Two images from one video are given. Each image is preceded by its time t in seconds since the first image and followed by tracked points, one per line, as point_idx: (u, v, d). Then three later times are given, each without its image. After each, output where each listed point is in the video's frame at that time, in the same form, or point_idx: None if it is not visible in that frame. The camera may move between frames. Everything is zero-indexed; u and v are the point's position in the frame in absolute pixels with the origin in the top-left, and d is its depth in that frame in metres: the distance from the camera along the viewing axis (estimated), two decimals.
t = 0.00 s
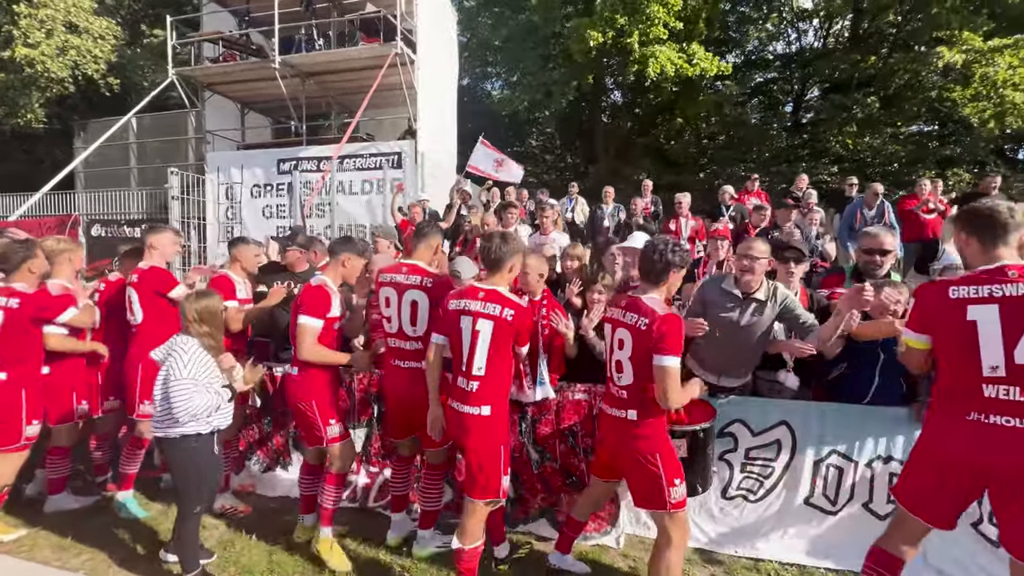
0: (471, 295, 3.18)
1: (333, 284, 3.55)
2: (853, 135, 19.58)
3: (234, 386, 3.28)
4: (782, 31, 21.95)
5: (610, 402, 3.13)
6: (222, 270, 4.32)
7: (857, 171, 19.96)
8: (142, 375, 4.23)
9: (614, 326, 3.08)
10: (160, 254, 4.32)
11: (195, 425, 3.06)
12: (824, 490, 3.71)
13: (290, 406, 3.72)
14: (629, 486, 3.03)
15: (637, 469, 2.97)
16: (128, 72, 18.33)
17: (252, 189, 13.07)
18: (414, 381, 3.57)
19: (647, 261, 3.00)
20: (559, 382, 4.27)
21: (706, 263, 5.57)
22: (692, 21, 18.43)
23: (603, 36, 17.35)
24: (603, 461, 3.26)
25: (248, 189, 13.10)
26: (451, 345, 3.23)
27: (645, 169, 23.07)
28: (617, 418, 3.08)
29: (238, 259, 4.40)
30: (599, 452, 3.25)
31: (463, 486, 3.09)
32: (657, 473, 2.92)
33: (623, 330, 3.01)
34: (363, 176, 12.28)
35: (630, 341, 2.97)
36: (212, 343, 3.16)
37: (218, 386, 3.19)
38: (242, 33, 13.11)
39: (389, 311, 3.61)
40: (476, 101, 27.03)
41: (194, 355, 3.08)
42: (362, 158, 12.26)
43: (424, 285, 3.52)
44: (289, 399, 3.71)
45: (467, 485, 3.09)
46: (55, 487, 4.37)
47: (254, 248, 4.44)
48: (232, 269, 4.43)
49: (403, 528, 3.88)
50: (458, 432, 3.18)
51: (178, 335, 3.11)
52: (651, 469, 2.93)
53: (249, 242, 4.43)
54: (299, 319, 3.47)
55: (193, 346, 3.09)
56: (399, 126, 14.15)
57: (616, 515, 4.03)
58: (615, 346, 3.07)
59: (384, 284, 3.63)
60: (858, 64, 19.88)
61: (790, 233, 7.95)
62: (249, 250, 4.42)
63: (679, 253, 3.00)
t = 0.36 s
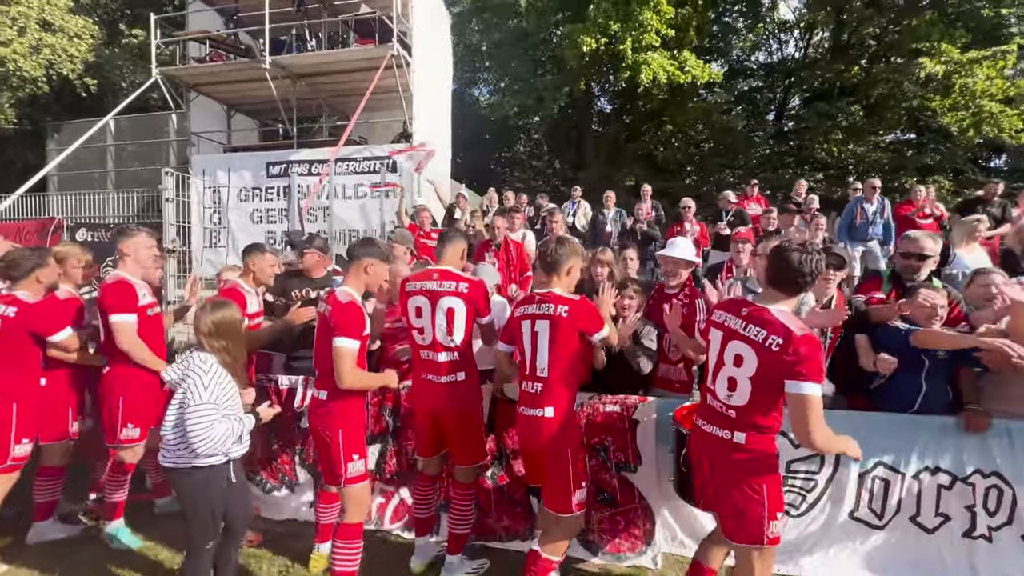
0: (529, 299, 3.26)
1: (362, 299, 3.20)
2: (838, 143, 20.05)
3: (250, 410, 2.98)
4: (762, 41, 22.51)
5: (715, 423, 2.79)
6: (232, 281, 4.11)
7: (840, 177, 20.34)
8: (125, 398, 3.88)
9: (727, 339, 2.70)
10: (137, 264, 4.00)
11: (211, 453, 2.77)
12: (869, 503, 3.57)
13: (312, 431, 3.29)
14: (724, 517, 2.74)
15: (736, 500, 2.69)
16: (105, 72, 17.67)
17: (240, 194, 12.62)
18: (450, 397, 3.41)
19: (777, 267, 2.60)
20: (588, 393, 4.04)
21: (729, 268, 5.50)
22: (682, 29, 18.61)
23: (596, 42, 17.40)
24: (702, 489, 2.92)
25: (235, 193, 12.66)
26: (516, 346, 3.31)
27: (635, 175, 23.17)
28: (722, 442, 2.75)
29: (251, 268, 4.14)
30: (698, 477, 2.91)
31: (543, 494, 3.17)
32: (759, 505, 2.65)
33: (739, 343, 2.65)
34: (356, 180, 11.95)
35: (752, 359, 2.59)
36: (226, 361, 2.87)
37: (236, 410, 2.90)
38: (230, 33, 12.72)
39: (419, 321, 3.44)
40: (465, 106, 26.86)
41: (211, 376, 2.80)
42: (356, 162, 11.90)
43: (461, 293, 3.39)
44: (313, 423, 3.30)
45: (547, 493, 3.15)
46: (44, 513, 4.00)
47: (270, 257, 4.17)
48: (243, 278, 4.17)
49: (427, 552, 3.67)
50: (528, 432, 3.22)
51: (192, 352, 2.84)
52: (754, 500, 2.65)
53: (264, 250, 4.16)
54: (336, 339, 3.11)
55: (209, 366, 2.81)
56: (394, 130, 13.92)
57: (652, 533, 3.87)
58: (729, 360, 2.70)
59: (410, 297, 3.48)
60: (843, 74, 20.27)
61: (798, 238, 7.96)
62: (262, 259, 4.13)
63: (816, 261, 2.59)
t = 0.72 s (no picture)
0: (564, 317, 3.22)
1: (390, 328, 2.76)
2: (785, 163, 20.58)
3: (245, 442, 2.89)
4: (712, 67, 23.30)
5: (791, 449, 2.77)
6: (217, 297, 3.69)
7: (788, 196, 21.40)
8: (49, 438, 3.45)
9: (796, 359, 2.72)
10: (80, 283, 3.53)
11: (207, 499, 2.69)
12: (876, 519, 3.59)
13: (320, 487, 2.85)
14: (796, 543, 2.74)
15: (817, 527, 2.66)
16: (39, 74, 16.37)
17: (194, 205, 11.66)
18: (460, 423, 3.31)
19: (819, 285, 2.72)
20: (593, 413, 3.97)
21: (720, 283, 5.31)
22: (643, 52, 19.32)
23: (563, 61, 17.79)
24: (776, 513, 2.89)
25: (188, 205, 11.65)
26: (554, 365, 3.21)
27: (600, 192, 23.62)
28: (797, 465, 2.74)
29: (238, 284, 3.76)
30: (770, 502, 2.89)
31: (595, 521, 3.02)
32: (840, 532, 2.62)
33: (814, 359, 2.67)
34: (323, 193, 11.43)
35: (833, 376, 2.62)
36: (219, 394, 2.75)
37: (232, 447, 2.81)
38: (187, 37, 12.09)
39: (426, 344, 3.38)
40: (430, 121, 26.72)
41: (203, 414, 2.68)
42: (324, 174, 11.47)
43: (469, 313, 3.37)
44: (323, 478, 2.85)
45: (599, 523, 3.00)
46: None
47: (260, 270, 3.86)
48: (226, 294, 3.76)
49: None
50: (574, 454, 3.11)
51: (180, 388, 2.70)
52: (834, 525, 2.63)
53: (254, 263, 3.83)
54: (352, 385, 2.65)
55: (200, 403, 2.68)
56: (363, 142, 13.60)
57: (664, 559, 3.74)
58: (803, 381, 2.71)
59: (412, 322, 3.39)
60: (789, 99, 20.95)
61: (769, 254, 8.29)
62: (254, 273, 3.81)
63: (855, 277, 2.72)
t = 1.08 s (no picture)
0: (578, 347, 3.21)
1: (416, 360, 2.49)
2: (698, 191, 22.53)
3: (213, 504, 2.63)
4: (630, 100, 23.67)
5: (791, 460, 3.02)
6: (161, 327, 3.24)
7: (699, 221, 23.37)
8: None
9: (786, 373, 3.00)
10: None
11: (166, 569, 2.46)
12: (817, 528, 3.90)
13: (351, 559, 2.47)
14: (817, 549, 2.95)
15: (839, 531, 2.88)
16: None
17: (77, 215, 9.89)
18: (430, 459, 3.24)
19: (776, 306, 3.08)
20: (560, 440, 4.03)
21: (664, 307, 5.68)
22: (572, 81, 20.23)
23: (496, 84, 18.13)
24: (781, 526, 3.07)
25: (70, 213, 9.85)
26: (575, 398, 3.15)
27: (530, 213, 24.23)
28: (804, 477, 2.97)
29: (179, 310, 3.30)
30: (778, 515, 3.07)
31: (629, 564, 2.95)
32: (861, 533, 2.88)
33: (809, 369, 2.97)
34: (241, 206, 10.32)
35: (821, 383, 2.95)
36: (185, 446, 2.52)
37: (197, 511, 2.55)
38: (78, 26, 10.70)
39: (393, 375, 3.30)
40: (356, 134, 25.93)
41: (165, 473, 2.44)
42: (242, 185, 10.63)
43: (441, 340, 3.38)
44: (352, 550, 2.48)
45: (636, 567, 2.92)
46: None
47: (206, 297, 3.41)
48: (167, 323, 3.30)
49: None
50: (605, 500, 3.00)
51: (141, 439, 2.48)
52: (852, 527, 2.88)
53: (198, 290, 3.38)
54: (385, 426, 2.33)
55: (162, 460, 2.44)
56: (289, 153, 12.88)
57: None
58: (796, 391, 2.99)
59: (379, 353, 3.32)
60: (698, 134, 22.70)
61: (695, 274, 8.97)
62: (197, 299, 3.36)
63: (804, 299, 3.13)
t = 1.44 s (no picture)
0: (617, 362, 3.27)
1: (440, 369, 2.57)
2: (617, 214, 23.64)
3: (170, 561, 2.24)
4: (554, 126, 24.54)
5: (767, 464, 3.31)
6: (81, 357, 2.95)
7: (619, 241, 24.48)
8: None
9: (759, 381, 3.29)
10: None
11: None
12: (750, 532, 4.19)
13: None
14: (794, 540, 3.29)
15: (812, 520, 3.24)
16: None
17: None
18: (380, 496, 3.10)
19: (740, 321, 3.41)
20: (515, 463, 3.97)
21: (605, 321, 5.96)
22: (500, 103, 20.62)
23: (425, 101, 18.04)
24: (745, 528, 3.37)
25: None
26: (608, 422, 3.27)
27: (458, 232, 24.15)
28: (782, 479, 3.28)
29: (112, 335, 2.96)
30: (755, 516, 3.33)
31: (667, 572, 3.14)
32: (828, 519, 3.26)
33: (778, 377, 3.28)
34: (136, 218, 8.99)
35: (789, 389, 3.29)
36: (136, 494, 2.18)
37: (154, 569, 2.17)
38: None
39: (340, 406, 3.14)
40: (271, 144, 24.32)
41: (113, 527, 2.09)
42: (141, 195, 9.31)
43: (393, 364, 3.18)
44: None
45: None
46: None
47: (146, 321, 3.08)
48: (99, 350, 2.97)
49: None
50: (638, 533, 3.16)
51: (79, 492, 2.14)
52: (824, 515, 3.26)
53: (138, 312, 3.06)
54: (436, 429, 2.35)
55: (105, 512, 2.10)
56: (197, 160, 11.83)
57: None
58: (768, 398, 3.30)
59: (326, 381, 3.18)
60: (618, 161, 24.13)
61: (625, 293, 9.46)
62: (135, 322, 3.03)
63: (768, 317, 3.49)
